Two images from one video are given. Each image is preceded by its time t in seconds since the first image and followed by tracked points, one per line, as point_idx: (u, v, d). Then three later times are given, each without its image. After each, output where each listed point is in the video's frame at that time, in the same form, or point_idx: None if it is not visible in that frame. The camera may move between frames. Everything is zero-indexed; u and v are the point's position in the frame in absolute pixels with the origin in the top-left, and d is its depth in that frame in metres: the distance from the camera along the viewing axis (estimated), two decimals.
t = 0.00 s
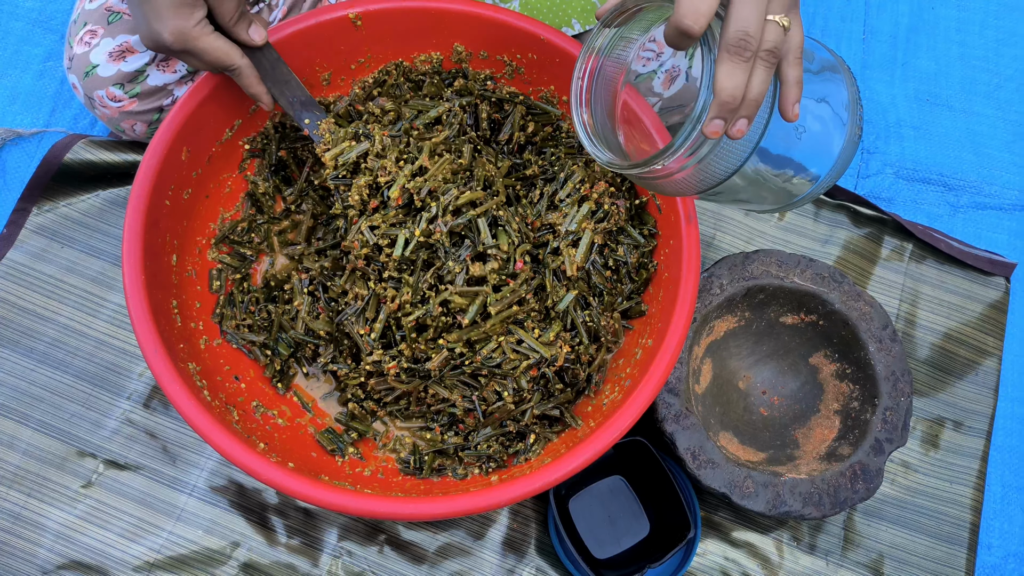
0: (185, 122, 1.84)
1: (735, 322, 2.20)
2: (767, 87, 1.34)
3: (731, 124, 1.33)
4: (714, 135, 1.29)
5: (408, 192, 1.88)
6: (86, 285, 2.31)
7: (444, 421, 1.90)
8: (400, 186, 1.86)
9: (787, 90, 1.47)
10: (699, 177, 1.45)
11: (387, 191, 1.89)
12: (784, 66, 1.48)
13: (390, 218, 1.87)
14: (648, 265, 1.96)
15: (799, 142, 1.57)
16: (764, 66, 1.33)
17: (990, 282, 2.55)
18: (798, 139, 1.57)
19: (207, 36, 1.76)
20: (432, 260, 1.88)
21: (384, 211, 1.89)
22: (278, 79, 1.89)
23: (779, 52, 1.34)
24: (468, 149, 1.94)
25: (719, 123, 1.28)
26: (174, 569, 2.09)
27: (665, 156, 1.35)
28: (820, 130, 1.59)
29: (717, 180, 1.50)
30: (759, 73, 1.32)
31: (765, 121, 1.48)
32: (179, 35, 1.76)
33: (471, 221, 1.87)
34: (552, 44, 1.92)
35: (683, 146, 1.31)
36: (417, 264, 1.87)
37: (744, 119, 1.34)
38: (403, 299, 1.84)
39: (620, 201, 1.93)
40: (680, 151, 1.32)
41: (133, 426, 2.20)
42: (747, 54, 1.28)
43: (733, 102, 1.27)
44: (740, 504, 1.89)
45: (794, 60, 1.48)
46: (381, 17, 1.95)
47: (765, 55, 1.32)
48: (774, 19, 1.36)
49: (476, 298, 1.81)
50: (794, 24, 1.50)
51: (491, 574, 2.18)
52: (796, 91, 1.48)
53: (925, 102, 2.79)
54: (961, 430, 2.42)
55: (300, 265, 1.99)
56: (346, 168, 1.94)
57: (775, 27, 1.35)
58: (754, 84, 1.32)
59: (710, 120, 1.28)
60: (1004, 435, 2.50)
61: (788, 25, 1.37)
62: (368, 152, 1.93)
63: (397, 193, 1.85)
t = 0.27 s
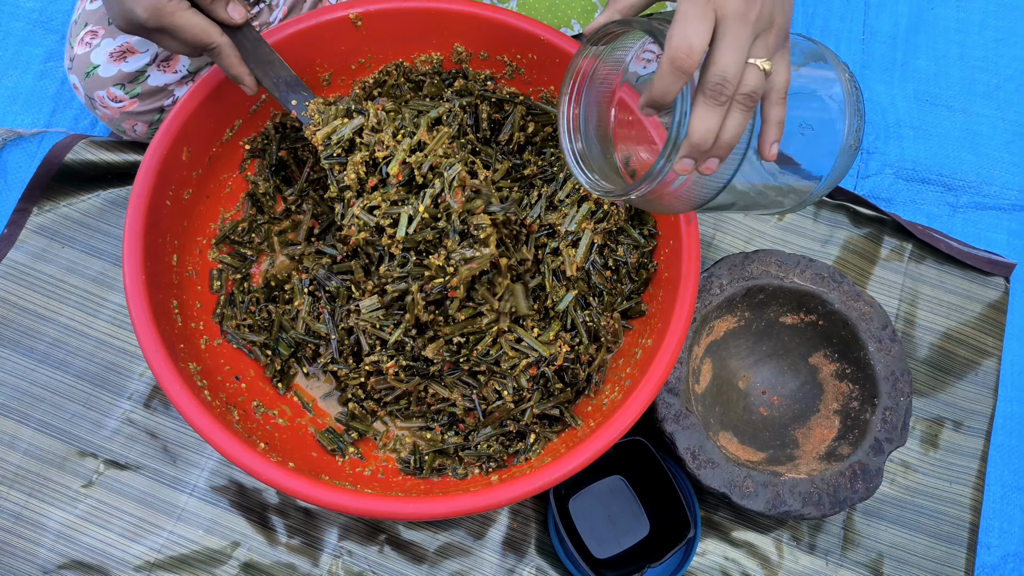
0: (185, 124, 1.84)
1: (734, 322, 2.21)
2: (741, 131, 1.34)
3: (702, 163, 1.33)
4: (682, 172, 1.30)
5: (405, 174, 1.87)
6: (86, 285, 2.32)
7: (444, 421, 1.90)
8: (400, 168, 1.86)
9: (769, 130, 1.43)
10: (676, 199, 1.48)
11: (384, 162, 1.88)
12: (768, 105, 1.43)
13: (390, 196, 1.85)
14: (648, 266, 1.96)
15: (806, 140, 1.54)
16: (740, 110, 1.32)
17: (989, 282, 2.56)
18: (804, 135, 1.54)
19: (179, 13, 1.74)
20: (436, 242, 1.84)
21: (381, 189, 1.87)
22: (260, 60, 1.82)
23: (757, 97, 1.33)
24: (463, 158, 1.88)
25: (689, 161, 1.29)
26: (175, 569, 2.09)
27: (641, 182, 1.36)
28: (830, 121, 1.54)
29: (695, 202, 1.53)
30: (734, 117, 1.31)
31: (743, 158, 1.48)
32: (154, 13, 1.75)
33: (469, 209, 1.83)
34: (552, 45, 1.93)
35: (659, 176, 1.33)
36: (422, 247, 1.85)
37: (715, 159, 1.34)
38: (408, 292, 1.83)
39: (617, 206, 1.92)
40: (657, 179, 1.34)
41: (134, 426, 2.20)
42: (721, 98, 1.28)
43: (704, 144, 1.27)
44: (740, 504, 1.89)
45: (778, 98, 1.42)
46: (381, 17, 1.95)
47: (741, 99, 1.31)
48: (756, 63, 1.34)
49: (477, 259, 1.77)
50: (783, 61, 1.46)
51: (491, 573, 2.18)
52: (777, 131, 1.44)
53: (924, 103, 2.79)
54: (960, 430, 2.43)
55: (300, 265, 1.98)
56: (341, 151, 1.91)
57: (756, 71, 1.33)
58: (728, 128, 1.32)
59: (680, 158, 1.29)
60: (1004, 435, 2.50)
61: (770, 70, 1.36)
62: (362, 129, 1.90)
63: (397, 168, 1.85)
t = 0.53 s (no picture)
0: (185, 125, 1.84)
1: (734, 322, 2.21)
2: (701, 147, 1.33)
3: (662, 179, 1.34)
4: (642, 188, 1.32)
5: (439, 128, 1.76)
6: (87, 285, 2.32)
7: (444, 420, 1.91)
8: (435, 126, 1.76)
9: (730, 145, 1.42)
10: (654, 212, 1.51)
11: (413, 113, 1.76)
12: (730, 120, 1.42)
13: (419, 149, 1.74)
14: (648, 265, 1.96)
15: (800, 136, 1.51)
16: (697, 127, 1.31)
17: (988, 282, 2.56)
18: (801, 133, 1.51)
19: None
20: (474, 194, 1.77)
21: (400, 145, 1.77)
22: (258, 25, 1.73)
23: (715, 113, 1.31)
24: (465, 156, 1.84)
25: (648, 178, 1.31)
26: (176, 568, 2.10)
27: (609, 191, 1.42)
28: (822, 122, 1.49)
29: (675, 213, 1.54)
30: (691, 134, 1.31)
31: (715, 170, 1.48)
32: None
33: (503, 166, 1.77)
34: (552, 46, 1.93)
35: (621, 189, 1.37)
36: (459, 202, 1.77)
37: (676, 174, 1.34)
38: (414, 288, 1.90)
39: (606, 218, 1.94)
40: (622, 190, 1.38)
41: (135, 426, 2.21)
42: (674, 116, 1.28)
43: (660, 160, 1.29)
44: (739, 504, 1.89)
45: (743, 113, 1.42)
46: (381, 18, 1.95)
47: (697, 115, 1.31)
48: (714, 80, 1.32)
49: (519, 205, 1.75)
50: (750, 74, 1.43)
51: (491, 572, 2.19)
52: (739, 147, 1.43)
53: (923, 103, 2.79)
54: (959, 430, 2.43)
55: (300, 265, 2.01)
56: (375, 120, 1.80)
57: (713, 87, 1.32)
58: (685, 144, 1.32)
59: (638, 174, 1.32)
60: (1003, 434, 2.51)
61: (729, 86, 1.33)
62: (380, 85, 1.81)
63: (423, 119, 1.74)
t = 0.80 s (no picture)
0: (186, 126, 1.84)
1: (734, 322, 2.21)
2: (682, 151, 1.36)
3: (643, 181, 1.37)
4: (624, 191, 1.35)
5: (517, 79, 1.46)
6: (87, 285, 2.32)
7: (444, 420, 1.91)
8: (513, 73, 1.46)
9: (713, 149, 1.43)
10: (640, 211, 1.56)
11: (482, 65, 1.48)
12: (714, 123, 1.43)
13: (498, 104, 1.44)
14: (648, 265, 1.97)
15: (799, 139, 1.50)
16: (678, 131, 1.34)
17: (988, 282, 2.57)
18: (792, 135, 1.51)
19: None
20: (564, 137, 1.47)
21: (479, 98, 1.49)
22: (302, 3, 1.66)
23: (697, 118, 1.33)
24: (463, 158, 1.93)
25: (629, 180, 1.34)
26: (176, 568, 2.10)
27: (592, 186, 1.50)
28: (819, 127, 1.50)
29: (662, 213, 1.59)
30: (672, 138, 1.33)
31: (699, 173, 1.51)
32: None
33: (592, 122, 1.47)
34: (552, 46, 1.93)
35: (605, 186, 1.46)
36: (548, 148, 1.48)
37: (657, 178, 1.38)
38: (414, 287, 1.91)
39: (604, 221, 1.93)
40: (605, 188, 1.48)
41: (135, 426, 2.21)
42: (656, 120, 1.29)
43: (641, 163, 1.31)
44: (738, 503, 1.90)
45: (727, 117, 1.42)
46: (381, 19, 1.96)
47: (679, 120, 1.33)
48: (697, 84, 1.34)
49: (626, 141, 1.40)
50: (735, 78, 1.43)
51: (491, 572, 2.19)
52: (722, 151, 1.44)
53: (922, 103, 2.80)
54: (959, 429, 2.43)
55: (301, 266, 2.00)
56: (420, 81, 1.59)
57: (695, 92, 1.33)
58: (666, 148, 1.34)
59: (620, 177, 1.34)
60: (1002, 434, 2.51)
61: (712, 91, 1.35)
62: (446, 43, 1.50)
63: (497, 70, 1.44)
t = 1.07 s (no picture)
0: (187, 125, 1.85)
1: (733, 322, 2.21)
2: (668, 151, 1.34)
3: (628, 180, 1.36)
4: (607, 188, 1.35)
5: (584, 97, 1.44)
6: (88, 285, 2.33)
7: (444, 421, 1.91)
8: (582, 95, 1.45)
9: (697, 148, 1.41)
10: (629, 210, 1.53)
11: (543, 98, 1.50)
12: (701, 124, 1.42)
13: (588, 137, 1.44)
14: (648, 265, 1.97)
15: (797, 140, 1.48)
16: (664, 131, 1.33)
17: (987, 282, 2.57)
18: (790, 137, 1.48)
19: None
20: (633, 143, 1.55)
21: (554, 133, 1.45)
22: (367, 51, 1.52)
23: (682, 118, 1.33)
24: (463, 160, 1.97)
25: (613, 178, 1.34)
26: (177, 567, 2.10)
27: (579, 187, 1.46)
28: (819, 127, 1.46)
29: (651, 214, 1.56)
30: (657, 137, 1.33)
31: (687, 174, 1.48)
32: None
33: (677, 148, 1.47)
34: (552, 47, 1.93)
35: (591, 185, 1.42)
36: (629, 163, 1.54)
37: (642, 177, 1.35)
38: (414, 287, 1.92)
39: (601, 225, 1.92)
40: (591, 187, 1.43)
41: (135, 426, 2.21)
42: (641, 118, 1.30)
43: (624, 161, 1.31)
44: (738, 503, 1.90)
45: (713, 119, 1.41)
46: (382, 19, 1.96)
47: (664, 119, 1.32)
48: (683, 85, 1.34)
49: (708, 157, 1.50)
50: (724, 79, 1.43)
51: (491, 572, 2.19)
52: (708, 151, 1.42)
53: (922, 103, 2.80)
54: (958, 429, 2.44)
55: (301, 265, 2.01)
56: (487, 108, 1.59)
57: (682, 93, 1.33)
58: (651, 147, 1.33)
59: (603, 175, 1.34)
60: (1002, 434, 2.51)
61: (699, 92, 1.35)
62: (521, 76, 1.42)
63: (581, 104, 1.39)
